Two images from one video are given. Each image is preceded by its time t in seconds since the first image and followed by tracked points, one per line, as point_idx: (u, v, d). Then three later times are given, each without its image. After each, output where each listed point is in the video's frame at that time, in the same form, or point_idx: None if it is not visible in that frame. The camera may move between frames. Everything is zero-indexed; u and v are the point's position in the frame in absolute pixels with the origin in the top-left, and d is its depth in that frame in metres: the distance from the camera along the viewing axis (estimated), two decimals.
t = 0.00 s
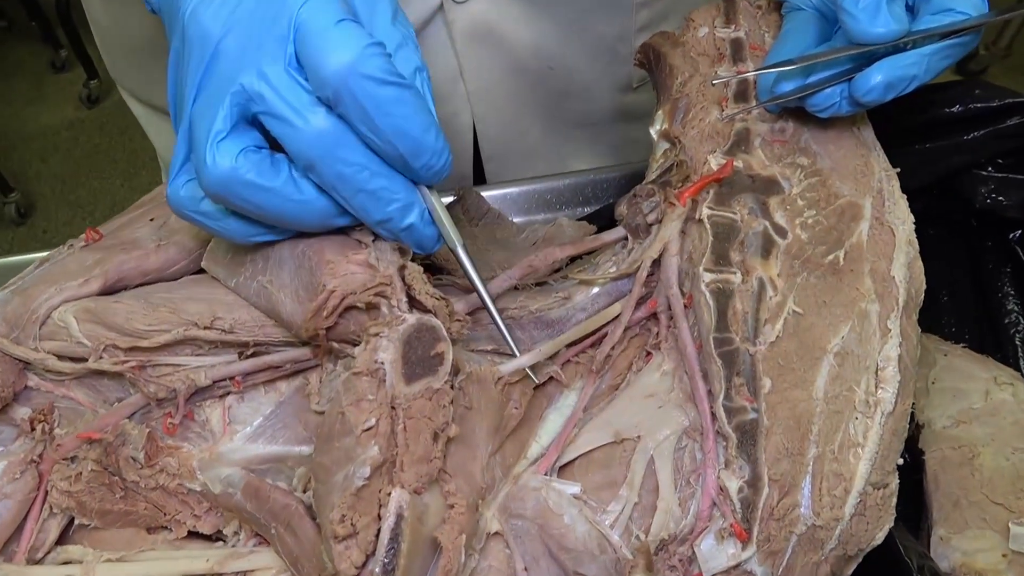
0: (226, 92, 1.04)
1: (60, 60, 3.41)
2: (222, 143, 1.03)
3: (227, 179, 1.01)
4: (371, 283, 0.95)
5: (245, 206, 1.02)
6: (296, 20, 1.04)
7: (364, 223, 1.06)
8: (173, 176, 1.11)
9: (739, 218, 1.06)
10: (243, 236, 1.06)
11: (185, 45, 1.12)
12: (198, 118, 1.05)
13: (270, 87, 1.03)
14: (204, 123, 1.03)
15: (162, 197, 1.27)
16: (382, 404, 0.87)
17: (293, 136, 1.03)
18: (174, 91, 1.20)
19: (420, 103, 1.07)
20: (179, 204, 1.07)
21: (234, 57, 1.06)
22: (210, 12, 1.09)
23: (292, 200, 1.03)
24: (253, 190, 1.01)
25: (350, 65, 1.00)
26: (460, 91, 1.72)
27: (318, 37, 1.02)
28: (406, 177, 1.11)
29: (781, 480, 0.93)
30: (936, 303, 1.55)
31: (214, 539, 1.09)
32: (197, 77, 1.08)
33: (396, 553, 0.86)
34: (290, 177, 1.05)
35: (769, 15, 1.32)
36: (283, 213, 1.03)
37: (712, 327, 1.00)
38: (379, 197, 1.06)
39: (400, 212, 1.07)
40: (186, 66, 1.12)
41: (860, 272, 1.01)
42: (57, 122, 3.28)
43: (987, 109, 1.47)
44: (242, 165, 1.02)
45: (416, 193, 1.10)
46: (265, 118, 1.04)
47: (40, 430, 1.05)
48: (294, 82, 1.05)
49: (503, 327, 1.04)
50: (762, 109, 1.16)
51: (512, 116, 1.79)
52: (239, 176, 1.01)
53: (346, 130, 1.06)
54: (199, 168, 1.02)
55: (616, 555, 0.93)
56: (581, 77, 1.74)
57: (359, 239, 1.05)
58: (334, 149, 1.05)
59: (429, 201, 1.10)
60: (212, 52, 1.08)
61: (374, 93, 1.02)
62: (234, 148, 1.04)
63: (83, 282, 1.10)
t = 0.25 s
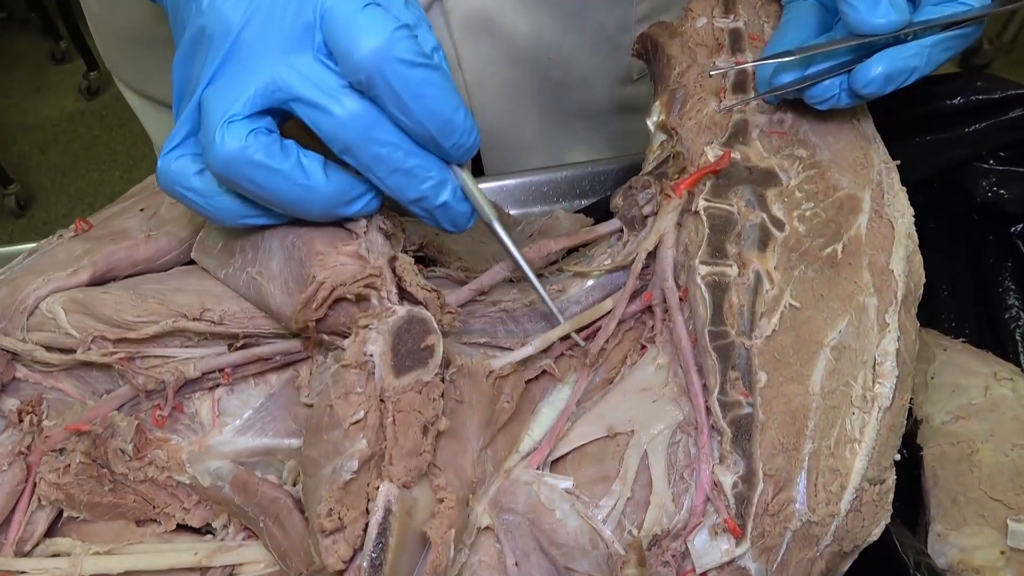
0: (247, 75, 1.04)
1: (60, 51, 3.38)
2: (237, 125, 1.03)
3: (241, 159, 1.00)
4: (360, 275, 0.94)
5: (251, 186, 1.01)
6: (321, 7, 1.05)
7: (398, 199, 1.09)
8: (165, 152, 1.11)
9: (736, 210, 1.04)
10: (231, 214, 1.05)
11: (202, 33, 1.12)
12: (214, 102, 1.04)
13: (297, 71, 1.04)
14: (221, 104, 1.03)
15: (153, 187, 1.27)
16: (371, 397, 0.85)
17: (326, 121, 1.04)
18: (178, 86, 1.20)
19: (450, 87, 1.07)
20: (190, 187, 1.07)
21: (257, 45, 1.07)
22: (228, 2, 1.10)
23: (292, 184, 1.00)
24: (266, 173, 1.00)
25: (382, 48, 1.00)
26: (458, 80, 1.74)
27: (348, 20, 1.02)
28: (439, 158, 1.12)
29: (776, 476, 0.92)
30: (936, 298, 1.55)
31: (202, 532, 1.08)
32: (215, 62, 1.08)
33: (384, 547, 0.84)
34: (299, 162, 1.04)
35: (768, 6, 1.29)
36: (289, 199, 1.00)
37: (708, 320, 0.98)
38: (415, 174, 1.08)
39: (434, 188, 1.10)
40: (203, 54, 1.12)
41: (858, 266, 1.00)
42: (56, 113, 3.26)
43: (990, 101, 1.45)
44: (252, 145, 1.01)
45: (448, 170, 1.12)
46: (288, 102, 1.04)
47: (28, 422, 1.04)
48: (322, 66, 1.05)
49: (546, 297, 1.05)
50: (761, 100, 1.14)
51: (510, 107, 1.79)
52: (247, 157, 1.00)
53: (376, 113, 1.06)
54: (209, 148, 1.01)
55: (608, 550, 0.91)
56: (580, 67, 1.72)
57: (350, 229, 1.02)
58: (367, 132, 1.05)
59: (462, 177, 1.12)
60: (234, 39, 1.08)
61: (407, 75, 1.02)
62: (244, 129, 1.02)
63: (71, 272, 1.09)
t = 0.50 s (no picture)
0: (254, 62, 1.04)
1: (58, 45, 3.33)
2: (241, 112, 1.02)
3: (247, 146, 1.00)
4: (348, 268, 0.92)
5: (253, 174, 1.02)
6: None
7: (410, 180, 1.12)
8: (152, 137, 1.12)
9: (729, 204, 1.03)
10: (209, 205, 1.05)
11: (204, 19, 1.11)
12: (222, 89, 1.04)
13: (305, 59, 1.04)
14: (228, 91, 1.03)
15: (143, 181, 1.26)
16: (357, 391, 0.85)
17: (338, 106, 1.05)
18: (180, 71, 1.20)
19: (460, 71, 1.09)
20: (191, 176, 1.07)
21: (262, 31, 1.06)
22: None
23: (294, 170, 1.01)
24: (272, 160, 1.01)
25: (395, 33, 1.02)
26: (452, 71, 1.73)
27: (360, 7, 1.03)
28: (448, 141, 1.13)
29: (766, 471, 0.91)
30: (932, 293, 1.54)
31: (190, 527, 1.07)
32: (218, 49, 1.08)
33: (369, 543, 0.84)
34: (302, 150, 1.04)
35: None
36: (292, 186, 1.01)
37: (699, 314, 0.97)
38: (427, 157, 1.11)
39: (445, 170, 1.12)
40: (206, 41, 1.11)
41: (852, 259, 0.99)
42: (56, 109, 3.21)
43: (986, 94, 1.44)
44: (255, 131, 1.01)
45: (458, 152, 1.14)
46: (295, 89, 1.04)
47: (15, 416, 1.03)
48: (332, 53, 1.06)
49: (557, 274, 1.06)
50: (756, 93, 1.12)
51: (504, 100, 1.78)
52: (249, 144, 1.00)
53: (387, 98, 1.07)
54: (212, 135, 1.01)
55: (596, 546, 0.90)
56: (576, 61, 1.71)
57: (339, 222, 1.01)
58: (380, 116, 1.07)
59: (472, 160, 1.14)
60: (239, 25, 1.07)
61: (420, 60, 1.04)
62: (248, 117, 1.02)
63: (59, 266, 1.08)
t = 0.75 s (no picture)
0: (190, 69, 1.02)
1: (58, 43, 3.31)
2: (185, 118, 1.01)
3: (187, 154, 0.98)
4: (335, 267, 0.92)
5: (200, 182, 1.00)
6: None
7: (337, 202, 1.04)
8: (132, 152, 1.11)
9: (719, 203, 1.02)
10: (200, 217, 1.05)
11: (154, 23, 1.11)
12: (162, 94, 1.02)
13: (237, 65, 1.00)
14: (166, 97, 1.00)
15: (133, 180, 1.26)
16: (343, 391, 0.85)
17: (261, 115, 1.00)
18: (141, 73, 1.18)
19: (392, 83, 1.03)
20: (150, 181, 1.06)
21: (199, 36, 1.04)
22: None
23: (249, 176, 0.99)
24: (217, 169, 0.99)
25: (317, 40, 0.96)
26: (443, 69, 1.71)
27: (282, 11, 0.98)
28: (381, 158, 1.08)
29: (753, 472, 0.91)
30: (925, 292, 1.54)
31: (179, 527, 1.08)
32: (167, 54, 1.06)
33: (354, 544, 0.84)
34: (252, 157, 1.03)
35: None
36: (242, 193, 0.99)
37: (687, 314, 0.97)
38: (353, 177, 1.03)
39: (375, 190, 1.05)
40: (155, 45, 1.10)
41: (842, 260, 0.98)
42: (56, 106, 3.19)
43: (979, 94, 1.44)
44: (201, 141, 0.99)
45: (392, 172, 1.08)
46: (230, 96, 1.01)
47: (4, 416, 1.03)
48: (263, 60, 1.01)
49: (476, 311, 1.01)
50: (747, 92, 1.12)
51: (498, 98, 1.77)
52: (195, 153, 0.98)
53: (316, 110, 1.02)
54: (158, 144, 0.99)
55: (582, 547, 0.91)
56: (569, 59, 1.71)
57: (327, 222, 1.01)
58: (307, 127, 1.02)
59: (405, 179, 1.07)
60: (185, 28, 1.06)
61: (342, 71, 0.98)
62: (192, 125, 1.01)
63: (48, 265, 1.08)
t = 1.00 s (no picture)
0: (200, 74, 1.03)
1: (59, 41, 3.31)
2: (195, 123, 1.02)
3: (197, 159, 0.99)
4: (332, 273, 0.93)
5: (211, 188, 1.00)
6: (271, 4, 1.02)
7: (354, 199, 1.06)
8: (134, 154, 1.12)
9: (714, 209, 1.03)
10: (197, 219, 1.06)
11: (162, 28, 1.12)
12: (172, 100, 1.03)
13: (248, 70, 1.02)
14: (177, 103, 1.02)
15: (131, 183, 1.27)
16: (339, 397, 0.85)
17: (274, 119, 1.01)
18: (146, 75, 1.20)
19: (401, 83, 1.04)
20: (156, 186, 1.06)
21: (209, 42, 1.05)
22: None
23: (255, 182, 1.00)
24: (225, 173, 0.99)
25: (328, 43, 0.97)
26: (440, 71, 1.71)
27: (293, 16, 0.98)
28: (395, 155, 1.10)
29: (747, 477, 0.92)
30: (921, 296, 1.54)
31: (177, 530, 1.09)
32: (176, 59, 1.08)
33: (349, 548, 0.85)
34: (260, 161, 1.03)
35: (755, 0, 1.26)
36: (249, 197, 0.99)
37: (683, 320, 0.97)
38: (369, 175, 1.05)
39: (390, 187, 1.08)
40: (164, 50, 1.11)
41: (836, 266, 0.99)
42: (57, 105, 3.20)
43: (973, 98, 1.44)
44: (209, 146, 1.00)
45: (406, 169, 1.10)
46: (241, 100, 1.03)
47: (4, 419, 1.04)
48: (274, 64, 1.03)
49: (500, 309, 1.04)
50: (742, 98, 1.12)
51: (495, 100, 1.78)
52: (205, 158, 0.99)
53: (330, 112, 1.04)
54: (166, 149, 1.00)
55: (576, 551, 0.92)
56: (566, 60, 1.71)
57: (324, 228, 1.02)
58: (319, 129, 1.03)
59: (419, 176, 1.10)
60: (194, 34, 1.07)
61: (354, 74, 0.99)
62: (201, 130, 1.01)
63: (48, 269, 1.08)
